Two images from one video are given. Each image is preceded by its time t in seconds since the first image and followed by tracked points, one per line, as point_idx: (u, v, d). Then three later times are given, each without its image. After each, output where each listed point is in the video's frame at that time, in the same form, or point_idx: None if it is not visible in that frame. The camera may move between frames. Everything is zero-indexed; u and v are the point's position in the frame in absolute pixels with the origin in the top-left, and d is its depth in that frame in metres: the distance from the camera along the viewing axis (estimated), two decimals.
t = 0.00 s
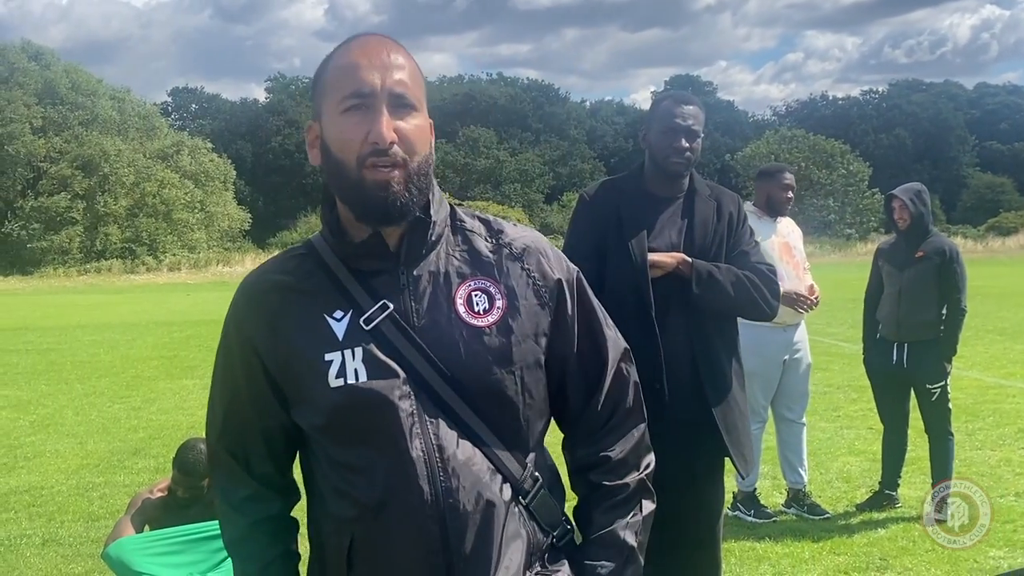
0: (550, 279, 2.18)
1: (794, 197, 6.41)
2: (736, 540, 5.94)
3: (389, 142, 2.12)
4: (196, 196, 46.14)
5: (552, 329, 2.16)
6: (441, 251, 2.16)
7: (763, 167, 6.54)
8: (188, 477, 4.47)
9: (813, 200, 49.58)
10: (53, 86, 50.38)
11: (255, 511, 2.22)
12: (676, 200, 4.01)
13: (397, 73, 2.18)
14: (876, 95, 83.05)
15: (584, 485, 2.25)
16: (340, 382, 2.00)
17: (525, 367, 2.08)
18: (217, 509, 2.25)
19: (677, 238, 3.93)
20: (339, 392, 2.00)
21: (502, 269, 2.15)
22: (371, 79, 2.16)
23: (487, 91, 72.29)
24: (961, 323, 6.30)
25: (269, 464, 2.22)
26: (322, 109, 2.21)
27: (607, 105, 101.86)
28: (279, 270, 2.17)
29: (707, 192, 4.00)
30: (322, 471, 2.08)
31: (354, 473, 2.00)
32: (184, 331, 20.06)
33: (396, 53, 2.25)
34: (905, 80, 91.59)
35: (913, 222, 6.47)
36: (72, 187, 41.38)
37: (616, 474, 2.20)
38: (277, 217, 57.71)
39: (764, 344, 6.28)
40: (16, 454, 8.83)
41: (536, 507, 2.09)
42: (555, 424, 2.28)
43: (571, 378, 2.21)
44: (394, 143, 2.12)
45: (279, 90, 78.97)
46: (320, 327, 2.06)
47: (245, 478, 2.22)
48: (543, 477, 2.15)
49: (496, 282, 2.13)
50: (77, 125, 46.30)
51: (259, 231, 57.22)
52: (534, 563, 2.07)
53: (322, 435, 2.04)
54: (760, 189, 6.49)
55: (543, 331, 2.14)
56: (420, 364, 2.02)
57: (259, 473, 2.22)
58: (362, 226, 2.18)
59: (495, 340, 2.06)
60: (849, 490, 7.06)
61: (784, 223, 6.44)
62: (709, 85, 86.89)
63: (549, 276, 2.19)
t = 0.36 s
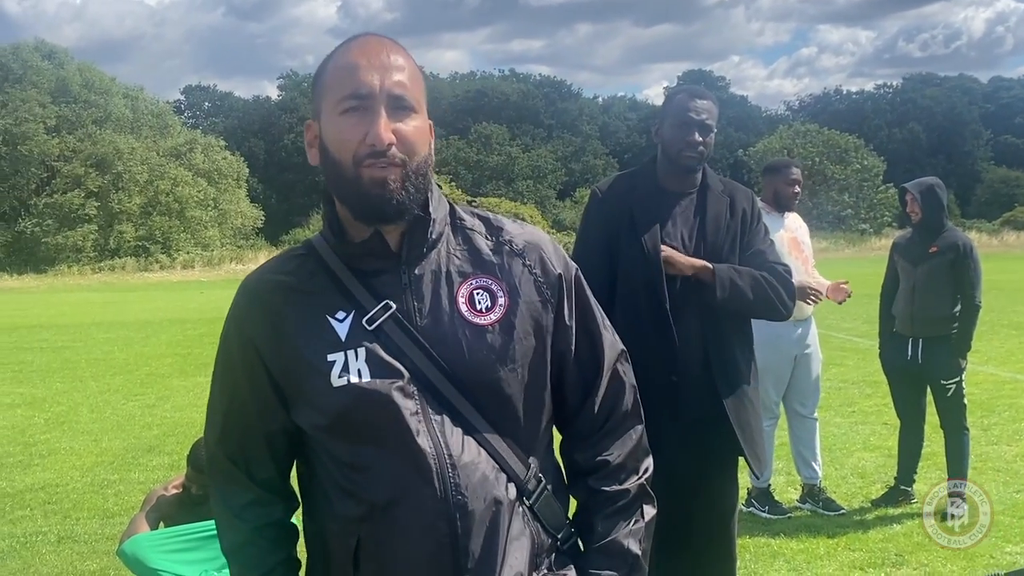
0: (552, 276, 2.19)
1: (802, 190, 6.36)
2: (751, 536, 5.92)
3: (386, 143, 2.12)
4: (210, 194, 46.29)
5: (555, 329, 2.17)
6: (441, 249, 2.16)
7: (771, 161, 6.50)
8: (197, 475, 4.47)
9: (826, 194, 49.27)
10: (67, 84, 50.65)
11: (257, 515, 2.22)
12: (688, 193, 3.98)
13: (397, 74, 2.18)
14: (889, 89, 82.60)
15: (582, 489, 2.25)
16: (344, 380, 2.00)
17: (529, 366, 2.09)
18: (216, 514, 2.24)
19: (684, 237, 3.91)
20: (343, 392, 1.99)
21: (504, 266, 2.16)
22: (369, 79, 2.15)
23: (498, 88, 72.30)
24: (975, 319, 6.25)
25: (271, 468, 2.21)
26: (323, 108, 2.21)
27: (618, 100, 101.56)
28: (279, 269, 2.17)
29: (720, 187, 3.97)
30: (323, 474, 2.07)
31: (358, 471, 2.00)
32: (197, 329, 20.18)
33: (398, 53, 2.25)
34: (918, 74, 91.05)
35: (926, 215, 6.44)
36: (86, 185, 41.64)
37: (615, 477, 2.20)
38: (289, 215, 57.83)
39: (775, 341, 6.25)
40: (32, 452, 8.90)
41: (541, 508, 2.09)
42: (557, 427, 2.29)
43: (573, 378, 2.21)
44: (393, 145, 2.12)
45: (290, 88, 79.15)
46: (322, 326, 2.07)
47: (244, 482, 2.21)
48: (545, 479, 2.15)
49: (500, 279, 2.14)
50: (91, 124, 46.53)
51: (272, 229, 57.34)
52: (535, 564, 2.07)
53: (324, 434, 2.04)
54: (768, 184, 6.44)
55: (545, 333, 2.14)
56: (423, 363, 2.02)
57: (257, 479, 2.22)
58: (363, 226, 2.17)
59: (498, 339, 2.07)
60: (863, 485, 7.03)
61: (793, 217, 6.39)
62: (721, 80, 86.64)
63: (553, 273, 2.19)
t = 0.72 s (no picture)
0: (576, 283, 2.18)
1: (815, 185, 6.32)
2: (765, 531, 5.90)
3: (366, 152, 2.04)
4: (223, 190, 46.45)
5: (575, 335, 2.15)
6: (461, 249, 2.15)
7: (783, 157, 6.45)
8: (213, 471, 4.48)
9: (839, 188, 48.95)
10: (80, 82, 50.90)
11: (271, 507, 2.22)
12: (700, 190, 3.95)
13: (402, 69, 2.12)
14: (903, 83, 82.10)
15: (600, 503, 2.24)
16: (358, 376, 2.01)
17: (546, 371, 2.08)
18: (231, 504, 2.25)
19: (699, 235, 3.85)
20: (360, 388, 2.00)
21: (527, 268, 2.15)
22: (372, 79, 2.08)
23: (509, 83, 72.22)
24: (989, 313, 6.21)
25: (292, 462, 2.22)
26: (327, 102, 2.15)
27: (631, 96, 101.23)
28: (301, 262, 2.17)
29: (732, 184, 3.94)
30: (339, 472, 2.08)
31: (370, 467, 2.01)
32: (211, 325, 20.28)
33: (407, 43, 2.18)
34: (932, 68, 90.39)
35: (937, 210, 6.40)
36: (99, 182, 41.91)
37: (635, 489, 2.19)
38: (301, 211, 57.93)
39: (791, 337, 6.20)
40: (47, 448, 8.96)
41: (553, 516, 2.08)
42: (576, 431, 2.27)
43: (591, 386, 2.19)
44: (376, 150, 2.04)
45: (302, 85, 79.36)
46: (341, 322, 2.07)
47: (262, 472, 2.22)
48: (560, 482, 2.14)
49: (520, 283, 2.13)
50: (104, 121, 46.75)
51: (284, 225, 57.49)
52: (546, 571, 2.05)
53: (340, 430, 2.04)
54: (779, 178, 6.40)
55: (564, 339, 2.13)
56: (439, 361, 2.02)
57: (277, 471, 2.22)
58: (365, 228, 2.13)
59: (515, 344, 2.06)
60: (876, 481, 6.99)
61: (805, 212, 6.36)
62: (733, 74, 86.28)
63: (576, 281, 2.18)
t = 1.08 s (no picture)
0: (596, 285, 2.15)
1: (829, 179, 6.27)
2: (778, 526, 5.89)
3: (374, 160, 2.07)
4: (235, 185, 46.58)
5: (593, 337, 2.13)
6: (481, 250, 2.15)
7: (797, 151, 6.39)
8: (228, 465, 4.53)
9: (853, 183, 48.62)
10: (94, 78, 51.09)
11: (300, 497, 2.25)
12: (715, 183, 3.92)
13: (416, 70, 2.10)
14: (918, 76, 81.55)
15: (624, 510, 2.24)
16: (369, 368, 2.04)
17: (562, 372, 2.06)
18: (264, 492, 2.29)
19: (715, 232, 3.82)
20: (373, 381, 2.02)
21: (542, 270, 2.13)
22: (384, 82, 2.08)
23: (521, 77, 72.12)
24: (1004, 308, 6.17)
25: (318, 455, 2.25)
26: (344, 103, 2.15)
27: (643, 90, 100.87)
28: (334, 258, 2.22)
29: (745, 181, 3.93)
30: (358, 466, 2.10)
31: (380, 459, 2.04)
32: (224, 320, 20.36)
33: (425, 46, 2.16)
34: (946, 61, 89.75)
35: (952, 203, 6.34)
36: (113, 178, 42.15)
37: (660, 498, 2.19)
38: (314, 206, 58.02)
39: (807, 332, 6.20)
40: (61, 443, 9.02)
41: (562, 520, 2.05)
42: (602, 436, 2.26)
43: (614, 391, 2.17)
44: (381, 160, 2.07)
45: (315, 80, 79.45)
46: (358, 316, 2.10)
47: (293, 464, 2.26)
48: (578, 486, 2.13)
49: (536, 283, 2.11)
50: (118, 116, 46.94)
51: (296, 220, 57.63)
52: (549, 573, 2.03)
53: (356, 421, 2.07)
54: (794, 173, 6.39)
55: (582, 340, 2.11)
56: (449, 358, 2.02)
57: (306, 463, 2.26)
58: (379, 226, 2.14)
59: (525, 344, 2.04)
60: (890, 476, 6.96)
61: (822, 206, 6.30)
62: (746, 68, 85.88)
63: (597, 283, 2.15)
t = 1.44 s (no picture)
0: (608, 279, 2.19)
1: (845, 174, 6.27)
2: (789, 521, 5.87)
3: (454, 139, 2.13)
4: (246, 180, 46.75)
5: (608, 333, 2.15)
6: (500, 245, 2.16)
7: (813, 144, 6.39)
8: (239, 458, 4.53)
9: (864, 178, 48.40)
10: (105, 73, 51.28)
11: (306, 505, 2.22)
12: (734, 179, 3.91)
13: (459, 71, 2.17)
14: (929, 70, 81.18)
15: (634, 506, 2.23)
16: (391, 366, 2.03)
17: (580, 367, 2.07)
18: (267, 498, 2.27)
19: (735, 225, 3.81)
20: (396, 377, 2.02)
21: (560, 263, 2.16)
22: (434, 79, 2.15)
23: (528, 72, 72.15)
24: (1017, 301, 6.16)
25: (325, 461, 2.22)
26: (384, 103, 2.20)
27: (653, 85, 100.66)
28: (342, 260, 2.22)
29: (762, 175, 3.93)
30: (372, 463, 2.10)
31: (402, 456, 2.03)
32: (235, 314, 20.46)
33: (457, 50, 2.23)
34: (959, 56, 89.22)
35: (968, 196, 6.31)
36: (123, 173, 42.41)
37: (667, 490, 2.19)
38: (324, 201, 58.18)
39: (821, 325, 6.19)
40: (72, 436, 9.09)
41: (587, 511, 2.05)
42: (607, 436, 2.26)
43: (624, 385, 2.18)
44: (460, 141, 2.13)
45: (325, 75, 79.58)
46: (374, 315, 2.09)
47: (298, 471, 2.23)
48: (596, 480, 2.14)
49: (554, 277, 2.14)
50: (129, 111, 47.14)
51: (306, 215, 57.77)
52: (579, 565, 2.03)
53: (372, 419, 2.07)
54: (809, 167, 6.37)
55: (599, 335, 2.13)
56: (472, 352, 2.03)
57: (310, 468, 2.23)
58: (419, 222, 2.19)
59: (549, 338, 2.07)
60: (901, 471, 6.94)
61: (839, 200, 6.29)
62: (757, 62, 85.60)
63: (608, 278, 2.19)
